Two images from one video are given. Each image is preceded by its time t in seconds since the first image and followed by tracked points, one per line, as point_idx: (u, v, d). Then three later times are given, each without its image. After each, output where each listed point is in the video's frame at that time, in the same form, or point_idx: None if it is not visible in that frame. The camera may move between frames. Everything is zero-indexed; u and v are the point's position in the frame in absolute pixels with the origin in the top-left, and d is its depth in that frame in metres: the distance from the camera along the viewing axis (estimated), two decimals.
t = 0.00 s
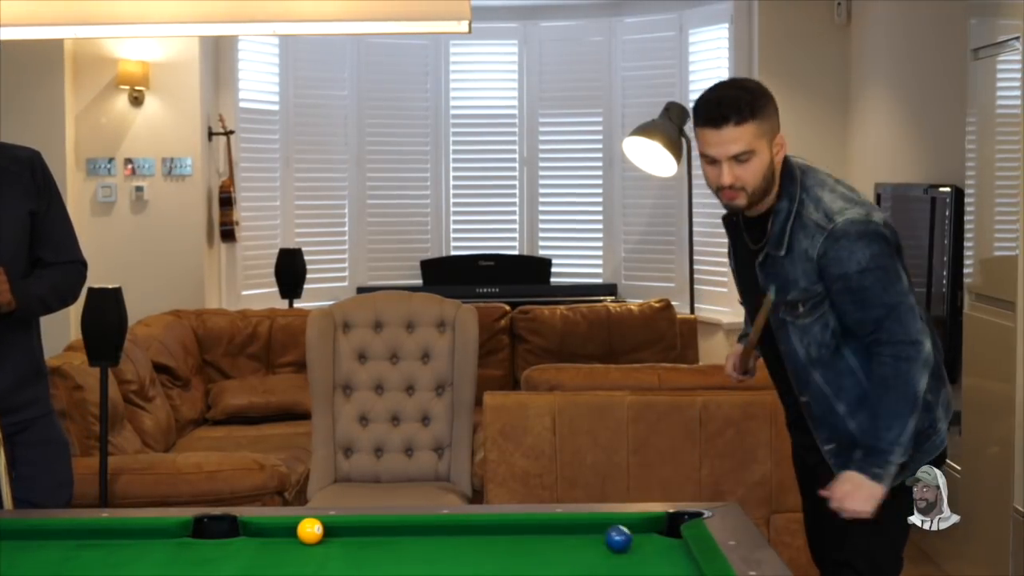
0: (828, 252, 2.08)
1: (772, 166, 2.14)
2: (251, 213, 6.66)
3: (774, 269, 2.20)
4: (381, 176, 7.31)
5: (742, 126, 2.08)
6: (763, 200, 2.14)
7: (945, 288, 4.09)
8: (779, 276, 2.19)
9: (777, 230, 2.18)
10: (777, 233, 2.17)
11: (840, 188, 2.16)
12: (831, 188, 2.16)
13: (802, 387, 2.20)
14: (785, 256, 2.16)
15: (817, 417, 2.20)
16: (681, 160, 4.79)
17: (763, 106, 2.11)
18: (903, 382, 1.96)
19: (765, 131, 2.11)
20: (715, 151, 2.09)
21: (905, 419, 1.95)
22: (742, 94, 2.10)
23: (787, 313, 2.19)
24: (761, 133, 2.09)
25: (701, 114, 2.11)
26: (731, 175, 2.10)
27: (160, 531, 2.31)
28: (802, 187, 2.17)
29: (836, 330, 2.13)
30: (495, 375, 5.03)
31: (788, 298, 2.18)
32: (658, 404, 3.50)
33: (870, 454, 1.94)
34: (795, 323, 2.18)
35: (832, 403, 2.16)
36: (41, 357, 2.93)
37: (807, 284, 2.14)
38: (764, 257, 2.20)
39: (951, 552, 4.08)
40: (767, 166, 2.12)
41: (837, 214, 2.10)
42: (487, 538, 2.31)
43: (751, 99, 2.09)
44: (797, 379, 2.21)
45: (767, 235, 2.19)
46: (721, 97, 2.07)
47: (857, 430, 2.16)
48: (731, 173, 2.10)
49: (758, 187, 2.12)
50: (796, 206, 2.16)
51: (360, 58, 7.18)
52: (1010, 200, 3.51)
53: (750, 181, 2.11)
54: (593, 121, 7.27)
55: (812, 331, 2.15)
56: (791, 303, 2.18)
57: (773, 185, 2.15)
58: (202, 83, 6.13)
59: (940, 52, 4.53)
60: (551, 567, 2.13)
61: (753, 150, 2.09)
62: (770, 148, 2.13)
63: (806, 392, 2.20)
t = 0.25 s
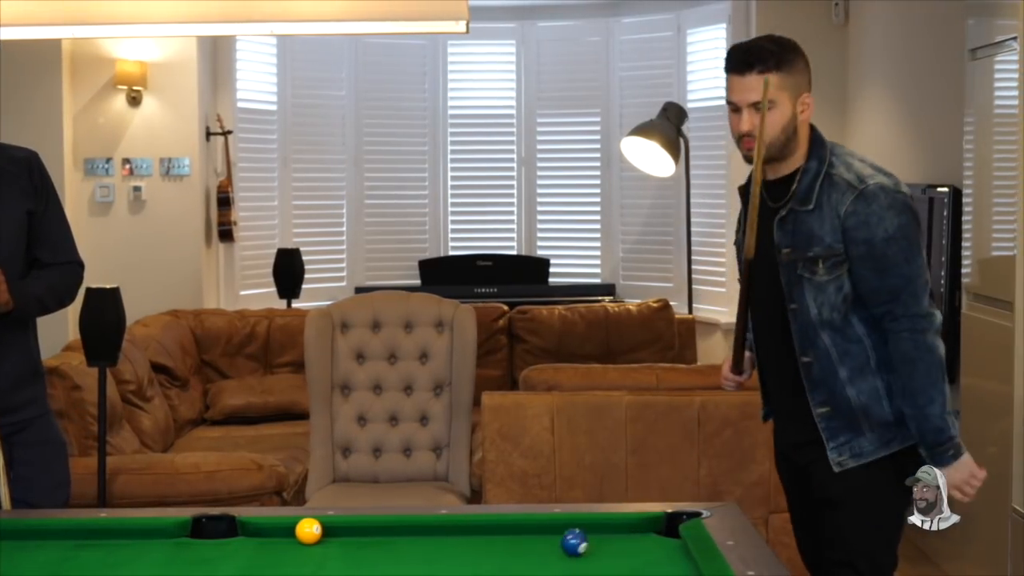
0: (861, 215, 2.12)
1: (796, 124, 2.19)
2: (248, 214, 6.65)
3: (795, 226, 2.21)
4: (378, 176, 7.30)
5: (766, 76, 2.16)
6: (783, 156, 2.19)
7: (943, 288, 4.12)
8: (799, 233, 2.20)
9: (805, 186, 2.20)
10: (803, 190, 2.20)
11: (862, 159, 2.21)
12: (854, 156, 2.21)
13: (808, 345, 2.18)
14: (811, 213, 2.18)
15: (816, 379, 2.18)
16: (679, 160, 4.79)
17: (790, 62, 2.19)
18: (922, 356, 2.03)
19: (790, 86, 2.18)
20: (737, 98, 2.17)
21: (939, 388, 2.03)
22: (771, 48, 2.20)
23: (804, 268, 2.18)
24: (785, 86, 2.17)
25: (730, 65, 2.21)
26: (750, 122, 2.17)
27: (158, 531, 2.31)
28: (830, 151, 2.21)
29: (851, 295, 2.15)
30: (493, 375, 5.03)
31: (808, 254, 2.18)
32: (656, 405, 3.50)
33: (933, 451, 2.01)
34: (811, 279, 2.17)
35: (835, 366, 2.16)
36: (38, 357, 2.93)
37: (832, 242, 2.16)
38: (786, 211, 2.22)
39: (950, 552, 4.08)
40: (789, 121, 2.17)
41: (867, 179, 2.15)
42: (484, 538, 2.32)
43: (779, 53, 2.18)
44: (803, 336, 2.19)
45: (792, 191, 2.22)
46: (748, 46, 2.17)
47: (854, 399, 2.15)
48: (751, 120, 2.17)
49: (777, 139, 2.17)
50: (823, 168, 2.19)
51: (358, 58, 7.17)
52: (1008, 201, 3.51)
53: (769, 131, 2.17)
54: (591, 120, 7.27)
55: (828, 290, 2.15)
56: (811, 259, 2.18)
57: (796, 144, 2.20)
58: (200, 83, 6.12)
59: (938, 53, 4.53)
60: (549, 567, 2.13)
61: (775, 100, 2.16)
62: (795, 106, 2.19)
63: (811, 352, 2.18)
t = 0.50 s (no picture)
0: (885, 190, 2.15)
1: (824, 104, 2.23)
2: (251, 214, 6.66)
3: (817, 198, 2.23)
4: (382, 176, 7.31)
5: (796, 54, 2.20)
6: (809, 134, 2.23)
7: (946, 288, 4.13)
8: (821, 206, 2.22)
9: (830, 163, 2.23)
10: (831, 163, 2.23)
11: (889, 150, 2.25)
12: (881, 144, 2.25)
13: (814, 318, 2.22)
14: (834, 186, 2.22)
15: (816, 352, 2.23)
16: (682, 160, 4.79)
17: (820, 43, 2.22)
18: (911, 333, 2.07)
19: (820, 65, 2.21)
20: (766, 73, 2.20)
21: (905, 371, 2.06)
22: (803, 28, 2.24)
23: (823, 239, 2.21)
24: (815, 65, 2.20)
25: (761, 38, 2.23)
26: (779, 99, 2.20)
27: (161, 531, 2.31)
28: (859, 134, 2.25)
29: (863, 272, 2.18)
30: (496, 375, 5.03)
31: (827, 226, 2.21)
32: (660, 405, 3.50)
33: (871, 411, 2.04)
34: (828, 250, 2.20)
35: (838, 342, 2.20)
36: (42, 357, 2.94)
37: (852, 212, 2.19)
38: (811, 182, 2.25)
39: (953, 552, 4.08)
40: (818, 100, 2.21)
41: (894, 160, 2.19)
42: (489, 538, 2.31)
43: (812, 33, 2.22)
44: (811, 307, 2.23)
45: (820, 162, 2.24)
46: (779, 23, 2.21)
47: (850, 376, 2.19)
48: (780, 97, 2.20)
49: (805, 117, 2.21)
50: (851, 147, 2.23)
51: (361, 58, 7.17)
52: (1012, 202, 3.51)
53: (796, 108, 2.20)
54: (594, 120, 7.27)
55: (843, 263, 2.19)
56: (830, 230, 2.20)
57: (823, 123, 2.24)
58: (204, 84, 6.12)
59: (942, 52, 4.53)
60: (553, 567, 2.13)
61: (804, 78, 2.19)
62: (825, 86, 2.22)
63: (816, 325, 2.22)
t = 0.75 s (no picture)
0: (903, 175, 2.20)
1: (842, 96, 2.28)
2: (260, 213, 6.66)
3: (835, 182, 2.28)
4: (390, 175, 7.31)
5: (816, 47, 2.25)
6: (827, 126, 2.29)
7: (955, 286, 4.12)
8: (839, 188, 2.27)
9: (850, 149, 2.28)
10: (851, 150, 2.28)
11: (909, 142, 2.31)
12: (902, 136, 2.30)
13: (827, 299, 2.28)
14: (854, 170, 2.27)
15: (827, 333, 2.28)
16: (690, 159, 4.79)
17: (839, 38, 2.27)
18: (914, 313, 2.12)
19: (840, 58, 2.26)
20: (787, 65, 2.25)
21: (899, 349, 2.11)
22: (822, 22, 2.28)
23: (840, 221, 2.26)
24: (835, 57, 2.25)
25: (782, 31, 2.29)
26: (799, 91, 2.26)
27: (170, 529, 2.31)
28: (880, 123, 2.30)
29: (877, 255, 2.23)
30: (504, 374, 5.03)
31: (845, 208, 2.26)
32: (667, 403, 3.50)
33: (854, 375, 2.10)
34: (845, 232, 2.25)
35: (849, 324, 2.26)
36: (49, 356, 2.94)
37: (870, 196, 2.23)
38: (830, 166, 2.30)
39: (962, 551, 4.08)
40: (836, 92, 2.27)
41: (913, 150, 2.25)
42: (497, 535, 2.32)
43: (831, 27, 2.27)
44: (825, 288, 2.28)
45: (840, 147, 2.29)
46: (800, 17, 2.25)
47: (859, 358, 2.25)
48: (800, 89, 2.26)
49: (824, 109, 2.27)
50: (870, 136, 2.28)
51: (370, 57, 7.17)
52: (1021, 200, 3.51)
53: (816, 100, 2.26)
54: (602, 119, 7.26)
55: (859, 245, 2.24)
56: (848, 212, 2.25)
57: (840, 116, 2.29)
58: (212, 82, 6.13)
59: (951, 50, 4.52)
60: (562, 566, 2.12)
61: (824, 71, 2.25)
62: (843, 79, 2.28)
63: (828, 306, 2.28)
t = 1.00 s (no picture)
0: (932, 172, 2.24)
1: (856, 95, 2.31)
2: (272, 213, 6.66)
3: (859, 178, 2.31)
4: (402, 175, 7.31)
5: (826, 46, 2.29)
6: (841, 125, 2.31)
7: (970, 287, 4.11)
8: (864, 185, 2.30)
9: (872, 147, 2.32)
10: (872, 147, 2.31)
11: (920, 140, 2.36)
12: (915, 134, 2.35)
13: (856, 295, 2.29)
14: (878, 166, 2.30)
15: (858, 329, 2.29)
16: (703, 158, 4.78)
17: (851, 38, 2.31)
18: (970, 311, 2.15)
19: (850, 57, 2.30)
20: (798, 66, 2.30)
21: (971, 350, 2.14)
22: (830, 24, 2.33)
23: (869, 217, 2.28)
24: (845, 55, 2.29)
25: (793, 34, 2.33)
26: (812, 88, 2.29)
27: (184, 528, 2.32)
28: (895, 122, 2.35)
29: (907, 251, 2.26)
30: (516, 373, 5.03)
31: (873, 204, 2.28)
32: (680, 403, 3.50)
33: (956, 397, 2.11)
34: (874, 228, 2.27)
35: (880, 319, 2.27)
36: (64, 355, 2.95)
37: (899, 191, 2.26)
38: (853, 162, 2.32)
39: (976, 552, 4.07)
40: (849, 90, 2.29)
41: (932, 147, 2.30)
42: (510, 536, 2.32)
43: (840, 27, 2.32)
44: (854, 284, 2.29)
45: (861, 145, 2.32)
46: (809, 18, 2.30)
47: (891, 354, 2.26)
48: (813, 87, 2.29)
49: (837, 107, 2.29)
50: (888, 134, 2.32)
51: (383, 57, 7.17)
52: None
53: (828, 98, 2.29)
54: (614, 119, 7.26)
55: (889, 240, 2.26)
56: (876, 208, 2.28)
57: (855, 116, 2.31)
58: (225, 82, 6.13)
59: (965, 49, 4.51)
60: (575, 566, 2.13)
61: (835, 69, 2.29)
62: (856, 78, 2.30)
63: (858, 302, 2.29)
